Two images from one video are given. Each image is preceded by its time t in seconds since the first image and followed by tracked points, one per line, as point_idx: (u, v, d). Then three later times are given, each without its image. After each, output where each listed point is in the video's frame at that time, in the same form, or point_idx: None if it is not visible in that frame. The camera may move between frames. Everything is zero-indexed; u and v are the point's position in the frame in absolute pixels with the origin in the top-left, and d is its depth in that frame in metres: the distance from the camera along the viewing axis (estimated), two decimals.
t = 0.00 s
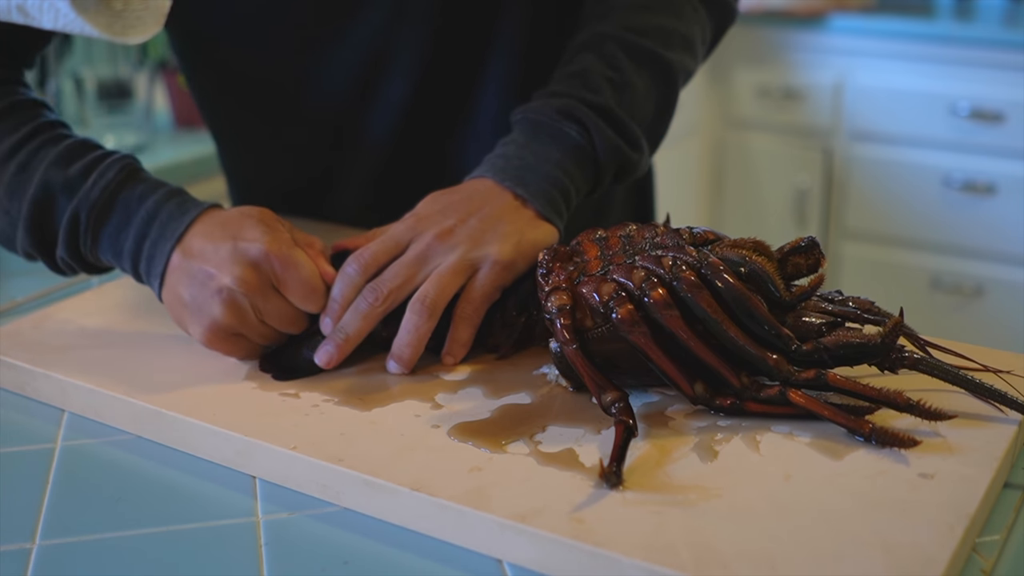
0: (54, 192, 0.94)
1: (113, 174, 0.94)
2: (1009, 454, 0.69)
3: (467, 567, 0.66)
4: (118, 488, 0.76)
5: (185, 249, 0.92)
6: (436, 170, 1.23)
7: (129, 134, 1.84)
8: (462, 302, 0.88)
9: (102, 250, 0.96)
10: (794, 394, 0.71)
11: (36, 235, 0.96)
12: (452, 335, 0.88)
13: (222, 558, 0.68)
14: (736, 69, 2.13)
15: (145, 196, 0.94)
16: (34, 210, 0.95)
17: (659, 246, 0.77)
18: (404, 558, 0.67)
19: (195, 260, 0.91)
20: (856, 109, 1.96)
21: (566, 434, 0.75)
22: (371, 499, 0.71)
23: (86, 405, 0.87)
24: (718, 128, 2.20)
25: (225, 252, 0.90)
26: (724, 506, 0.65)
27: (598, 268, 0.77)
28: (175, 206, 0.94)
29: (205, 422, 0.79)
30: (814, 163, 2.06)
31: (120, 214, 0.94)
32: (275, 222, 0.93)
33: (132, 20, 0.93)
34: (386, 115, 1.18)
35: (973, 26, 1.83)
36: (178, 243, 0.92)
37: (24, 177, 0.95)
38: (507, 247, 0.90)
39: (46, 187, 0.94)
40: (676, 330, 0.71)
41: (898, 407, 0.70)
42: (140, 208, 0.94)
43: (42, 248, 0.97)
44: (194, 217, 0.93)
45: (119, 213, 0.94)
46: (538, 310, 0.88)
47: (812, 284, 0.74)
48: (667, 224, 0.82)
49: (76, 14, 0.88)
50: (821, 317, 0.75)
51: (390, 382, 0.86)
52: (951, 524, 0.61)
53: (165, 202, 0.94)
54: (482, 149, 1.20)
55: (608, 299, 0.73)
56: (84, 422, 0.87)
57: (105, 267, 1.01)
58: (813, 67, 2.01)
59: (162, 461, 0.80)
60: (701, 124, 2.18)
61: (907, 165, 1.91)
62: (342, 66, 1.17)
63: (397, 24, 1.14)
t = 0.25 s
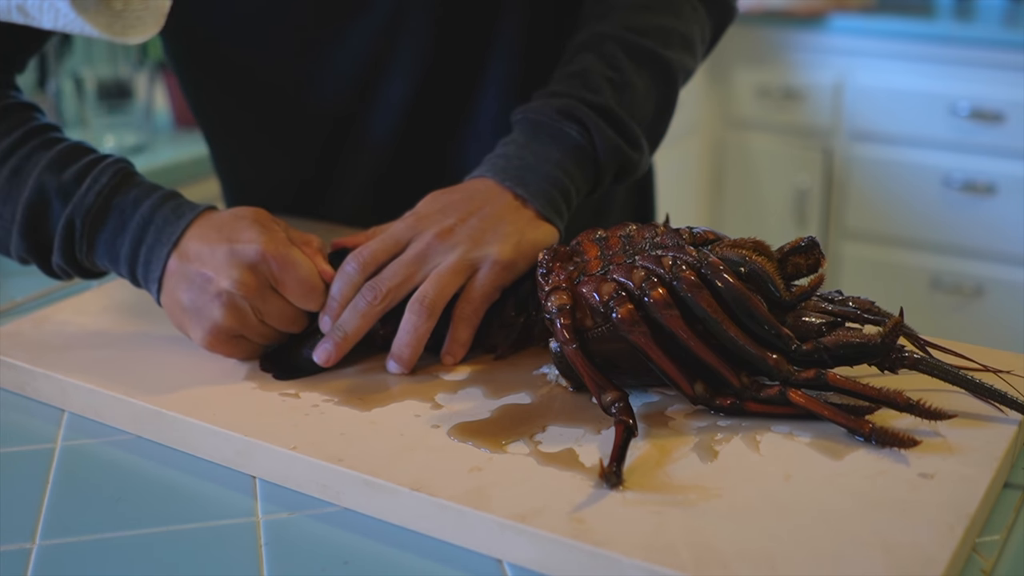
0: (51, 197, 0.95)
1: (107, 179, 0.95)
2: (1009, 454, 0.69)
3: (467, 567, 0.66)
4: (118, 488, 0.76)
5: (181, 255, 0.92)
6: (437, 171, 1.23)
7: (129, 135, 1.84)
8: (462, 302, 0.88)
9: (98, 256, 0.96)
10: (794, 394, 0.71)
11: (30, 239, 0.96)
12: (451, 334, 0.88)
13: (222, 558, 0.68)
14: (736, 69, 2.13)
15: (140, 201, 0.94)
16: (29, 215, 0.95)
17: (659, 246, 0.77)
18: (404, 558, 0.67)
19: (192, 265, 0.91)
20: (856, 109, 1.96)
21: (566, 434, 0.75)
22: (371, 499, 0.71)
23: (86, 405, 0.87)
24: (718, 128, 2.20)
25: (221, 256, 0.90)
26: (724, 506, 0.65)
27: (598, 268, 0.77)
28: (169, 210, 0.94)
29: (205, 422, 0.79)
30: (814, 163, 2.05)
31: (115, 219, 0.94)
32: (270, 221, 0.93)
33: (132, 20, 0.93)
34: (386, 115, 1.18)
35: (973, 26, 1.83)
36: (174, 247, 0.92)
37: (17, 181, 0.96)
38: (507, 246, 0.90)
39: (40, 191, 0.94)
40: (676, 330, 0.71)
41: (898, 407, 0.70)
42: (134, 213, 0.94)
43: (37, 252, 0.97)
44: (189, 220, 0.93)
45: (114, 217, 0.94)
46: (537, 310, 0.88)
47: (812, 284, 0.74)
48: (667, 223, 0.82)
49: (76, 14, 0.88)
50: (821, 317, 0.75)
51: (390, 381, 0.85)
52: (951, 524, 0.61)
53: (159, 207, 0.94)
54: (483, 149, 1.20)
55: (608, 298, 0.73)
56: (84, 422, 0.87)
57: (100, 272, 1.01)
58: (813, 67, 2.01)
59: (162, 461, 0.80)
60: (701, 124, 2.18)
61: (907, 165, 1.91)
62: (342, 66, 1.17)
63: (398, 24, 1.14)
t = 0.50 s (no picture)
0: (49, 201, 0.95)
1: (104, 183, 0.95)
2: (1009, 454, 0.69)
3: (467, 567, 0.66)
4: (118, 488, 0.76)
5: (180, 259, 0.92)
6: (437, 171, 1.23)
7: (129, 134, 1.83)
8: (462, 302, 0.88)
9: (96, 261, 0.96)
10: (794, 394, 0.71)
11: (27, 243, 0.96)
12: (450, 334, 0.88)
13: (222, 558, 0.68)
14: (736, 69, 2.13)
15: (138, 204, 0.94)
16: (27, 219, 0.95)
17: (659, 246, 0.77)
18: (404, 558, 0.67)
19: (191, 269, 0.91)
20: (856, 109, 1.96)
21: (566, 434, 0.75)
22: (371, 499, 0.71)
23: (86, 405, 0.87)
24: (718, 128, 2.20)
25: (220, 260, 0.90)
26: (724, 506, 0.65)
27: (598, 268, 0.77)
28: (167, 214, 0.94)
29: (205, 422, 0.79)
30: (814, 163, 2.05)
31: (113, 223, 0.94)
32: (267, 222, 0.93)
33: (132, 20, 0.93)
34: (386, 115, 1.18)
35: (973, 26, 1.83)
36: (173, 251, 0.92)
37: (15, 184, 0.96)
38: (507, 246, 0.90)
39: (37, 194, 0.94)
40: (676, 330, 0.71)
41: (898, 407, 0.70)
42: (132, 217, 0.94)
43: (34, 256, 0.97)
44: (186, 223, 0.93)
45: (112, 222, 0.94)
46: (537, 311, 0.88)
47: (812, 284, 0.74)
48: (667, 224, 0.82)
49: (76, 14, 0.88)
50: (821, 317, 0.75)
51: (390, 381, 0.85)
52: (951, 524, 0.61)
53: (157, 210, 0.94)
54: (482, 150, 1.20)
55: (608, 298, 0.73)
56: (84, 422, 0.87)
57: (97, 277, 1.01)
58: (813, 67, 2.01)
59: (162, 461, 0.80)
60: (701, 124, 2.18)
61: (907, 165, 1.91)
62: (342, 66, 1.17)
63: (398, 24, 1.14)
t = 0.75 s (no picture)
0: (47, 202, 0.95)
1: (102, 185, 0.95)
2: (1009, 454, 0.69)
3: (467, 567, 0.66)
4: (118, 488, 0.76)
5: (179, 262, 0.92)
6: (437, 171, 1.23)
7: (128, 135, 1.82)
8: (462, 302, 0.88)
9: (95, 262, 0.96)
10: (794, 394, 0.71)
11: (25, 244, 0.96)
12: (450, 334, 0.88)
13: (222, 558, 0.68)
14: (736, 69, 2.13)
15: (135, 207, 0.94)
16: (25, 221, 0.95)
17: (658, 245, 0.76)
18: (404, 558, 0.67)
19: (190, 272, 0.91)
20: (856, 109, 1.96)
21: (566, 434, 0.75)
22: (371, 499, 0.71)
23: (86, 405, 0.87)
24: (718, 128, 2.20)
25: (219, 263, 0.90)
26: (724, 506, 0.65)
27: (598, 268, 0.77)
28: (165, 216, 0.94)
29: (205, 422, 0.79)
30: (814, 163, 2.05)
31: (112, 226, 0.94)
32: (266, 223, 0.93)
33: (132, 20, 0.93)
34: (387, 115, 1.18)
35: (973, 26, 1.83)
36: (172, 254, 0.92)
37: (12, 184, 0.96)
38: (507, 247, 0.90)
39: (35, 195, 0.94)
40: (676, 330, 0.71)
41: (898, 407, 0.70)
42: (130, 220, 0.94)
43: (32, 257, 0.97)
44: (184, 225, 0.93)
45: (110, 224, 0.94)
46: (537, 311, 0.88)
47: (811, 284, 0.74)
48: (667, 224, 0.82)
49: (76, 14, 0.88)
50: (821, 316, 0.75)
51: (390, 381, 0.85)
52: (951, 524, 0.61)
53: (156, 211, 0.94)
54: (482, 150, 1.20)
55: (608, 298, 0.73)
56: (84, 422, 0.87)
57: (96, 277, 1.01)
58: (813, 67, 2.01)
59: (162, 461, 0.80)
60: (701, 124, 2.18)
61: (908, 165, 1.91)
62: (342, 66, 1.17)
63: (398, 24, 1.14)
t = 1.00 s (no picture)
0: (45, 205, 0.94)
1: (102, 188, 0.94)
2: (1009, 454, 0.69)
3: (467, 567, 0.66)
4: (118, 488, 0.76)
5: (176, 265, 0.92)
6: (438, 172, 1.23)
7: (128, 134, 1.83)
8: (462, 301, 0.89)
9: (93, 265, 0.95)
10: (794, 394, 0.71)
11: (23, 246, 0.95)
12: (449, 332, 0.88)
13: (222, 558, 0.68)
14: (736, 69, 2.13)
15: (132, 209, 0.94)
16: (23, 223, 0.94)
17: (658, 246, 0.76)
18: (404, 558, 0.67)
19: (188, 275, 0.91)
20: (856, 109, 1.96)
21: (566, 434, 0.75)
22: (371, 499, 0.71)
23: (86, 405, 0.87)
24: (718, 128, 2.20)
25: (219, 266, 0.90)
26: (723, 506, 0.65)
27: (598, 268, 0.77)
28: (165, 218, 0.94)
29: (205, 422, 0.79)
30: (814, 163, 2.05)
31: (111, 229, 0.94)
32: (264, 224, 0.93)
33: (132, 20, 0.93)
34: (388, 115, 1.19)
35: (973, 26, 1.83)
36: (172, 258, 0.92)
37: (9, 186, 0.95)
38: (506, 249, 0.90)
39: (33, 197, 0.94)
40: (676, 330, 0.71)
41: (898, 407, 0.70)
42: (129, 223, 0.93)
43: (29, 259, 0.97)
44: (183, 228, 0.93)
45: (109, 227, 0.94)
46: (536, 311, 0.88)
47: (812, 283, 0.74)
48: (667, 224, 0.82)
49: (76, 14, 0.88)
50: (821, 316, 0.75)
51: (390, 381, 0.85)
52: (951, 524, 0.61)
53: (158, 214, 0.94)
54: (482, 150, 1.20)
55: (608, 298, 0.73)
56: (84, 422, 0.87)
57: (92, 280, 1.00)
58: (813, 67, 2.01)
59: (162, 461, 0.80)
60: (701, 125, 2.18)
61: (907, 165, 1.91)
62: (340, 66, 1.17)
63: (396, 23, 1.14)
